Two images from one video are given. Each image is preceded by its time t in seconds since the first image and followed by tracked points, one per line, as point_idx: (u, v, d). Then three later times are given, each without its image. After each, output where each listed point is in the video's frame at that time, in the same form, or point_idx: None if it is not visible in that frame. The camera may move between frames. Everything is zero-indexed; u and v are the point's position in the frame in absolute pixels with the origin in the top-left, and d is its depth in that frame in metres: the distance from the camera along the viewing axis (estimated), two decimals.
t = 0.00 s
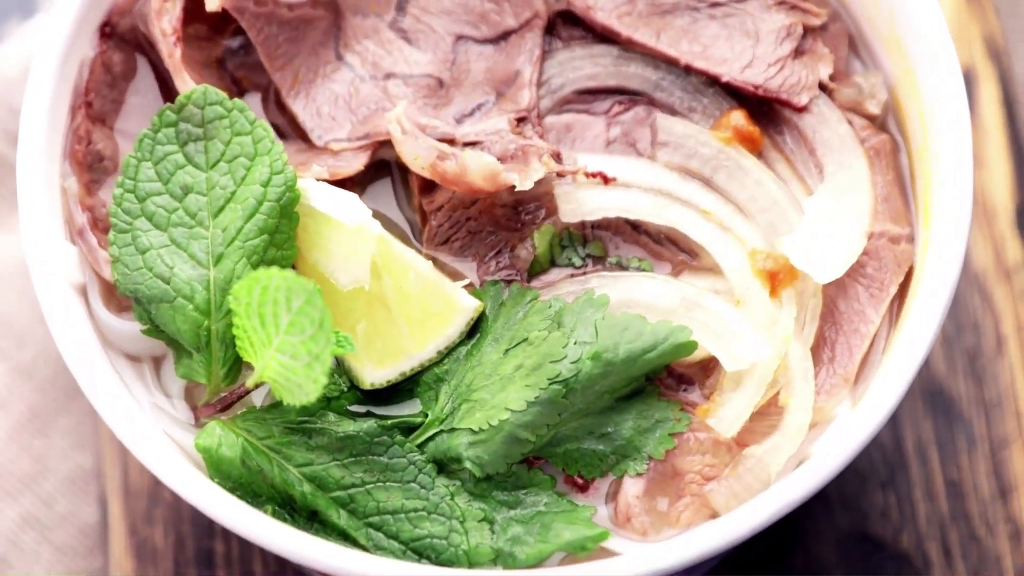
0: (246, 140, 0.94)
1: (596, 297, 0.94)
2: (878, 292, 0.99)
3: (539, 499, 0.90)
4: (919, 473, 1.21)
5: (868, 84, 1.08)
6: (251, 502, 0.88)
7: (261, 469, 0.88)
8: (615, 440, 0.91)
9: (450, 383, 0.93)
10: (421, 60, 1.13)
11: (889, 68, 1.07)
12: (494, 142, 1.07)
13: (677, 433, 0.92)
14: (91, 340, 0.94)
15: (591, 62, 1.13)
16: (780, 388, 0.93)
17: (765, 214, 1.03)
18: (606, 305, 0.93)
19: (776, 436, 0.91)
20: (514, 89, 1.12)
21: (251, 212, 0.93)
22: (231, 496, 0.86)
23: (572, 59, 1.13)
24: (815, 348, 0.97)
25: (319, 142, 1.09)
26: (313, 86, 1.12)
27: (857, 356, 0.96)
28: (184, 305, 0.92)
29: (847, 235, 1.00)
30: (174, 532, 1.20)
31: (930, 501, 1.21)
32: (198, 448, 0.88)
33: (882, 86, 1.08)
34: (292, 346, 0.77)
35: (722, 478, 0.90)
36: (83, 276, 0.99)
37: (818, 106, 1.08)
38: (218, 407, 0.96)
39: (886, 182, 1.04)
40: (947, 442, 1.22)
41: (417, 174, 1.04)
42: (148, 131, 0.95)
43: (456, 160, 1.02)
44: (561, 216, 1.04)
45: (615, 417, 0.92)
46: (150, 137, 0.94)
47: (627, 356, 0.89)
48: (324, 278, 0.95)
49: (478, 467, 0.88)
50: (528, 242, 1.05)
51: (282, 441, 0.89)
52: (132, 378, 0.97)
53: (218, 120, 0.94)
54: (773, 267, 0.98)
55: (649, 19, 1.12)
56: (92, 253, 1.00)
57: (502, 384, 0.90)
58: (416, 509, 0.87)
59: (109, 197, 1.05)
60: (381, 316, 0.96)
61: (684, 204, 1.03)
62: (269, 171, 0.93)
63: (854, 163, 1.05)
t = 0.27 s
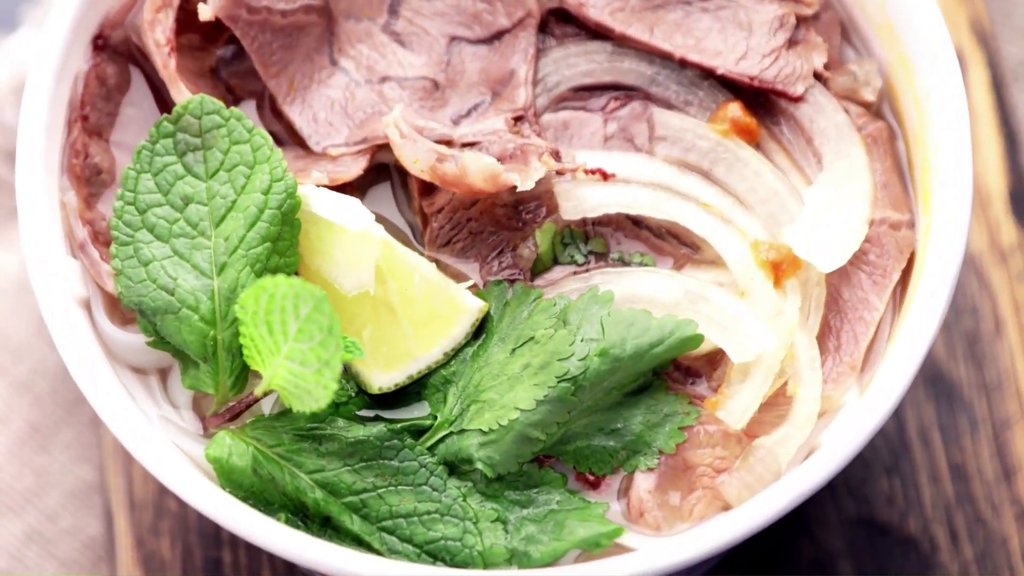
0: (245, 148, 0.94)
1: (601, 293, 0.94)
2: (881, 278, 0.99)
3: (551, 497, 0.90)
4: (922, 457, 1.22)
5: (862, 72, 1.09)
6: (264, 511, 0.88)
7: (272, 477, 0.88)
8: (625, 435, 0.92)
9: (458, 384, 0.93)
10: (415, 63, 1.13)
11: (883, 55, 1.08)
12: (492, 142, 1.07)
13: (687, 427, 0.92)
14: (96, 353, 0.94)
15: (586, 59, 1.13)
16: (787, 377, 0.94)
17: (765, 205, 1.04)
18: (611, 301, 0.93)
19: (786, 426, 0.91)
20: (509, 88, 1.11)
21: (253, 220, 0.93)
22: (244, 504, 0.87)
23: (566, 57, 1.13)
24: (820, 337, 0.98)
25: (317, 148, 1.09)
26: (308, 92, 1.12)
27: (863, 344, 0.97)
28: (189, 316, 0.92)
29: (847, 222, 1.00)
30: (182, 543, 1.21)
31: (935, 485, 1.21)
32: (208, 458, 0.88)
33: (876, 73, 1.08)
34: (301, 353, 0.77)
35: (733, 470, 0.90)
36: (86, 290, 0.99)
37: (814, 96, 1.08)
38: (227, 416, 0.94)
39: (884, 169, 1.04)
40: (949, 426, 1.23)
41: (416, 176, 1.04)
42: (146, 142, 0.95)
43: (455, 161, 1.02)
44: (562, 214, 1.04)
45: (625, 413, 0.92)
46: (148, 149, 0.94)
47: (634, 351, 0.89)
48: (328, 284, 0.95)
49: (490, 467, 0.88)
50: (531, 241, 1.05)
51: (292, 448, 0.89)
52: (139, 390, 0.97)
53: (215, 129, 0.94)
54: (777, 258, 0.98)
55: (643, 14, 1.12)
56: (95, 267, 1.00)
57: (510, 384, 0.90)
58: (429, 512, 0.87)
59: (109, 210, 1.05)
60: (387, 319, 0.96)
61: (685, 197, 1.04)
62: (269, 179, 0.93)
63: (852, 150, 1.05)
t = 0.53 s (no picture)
0: (244, 159, 0.94)
1: (605, 288, 0.95)
2: (883, 261, 1.00)
3: (567, 494, 0.90)
4: (926, 437, 1.22)
5: (854, 57, 1.09)
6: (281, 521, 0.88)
7: (288, 487, 0.88)
8: (637, 429, 0.92)
9: (468, 386, 0.93)
10: (408, 65, 1.13)
11: (874, 38, 1.08)
12: (489, 142, 1.07)
13: (699, 418, 0.92)
14: (104, 371, 0.93)
15: (579, 55, 1.13)
16: (796, 364, 0.94)
17: (765, 193, 1.04)
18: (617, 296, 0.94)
19: (798, 412, 0.92)
20: (504, 88, 1.12)
21: (256, 230, 0.92)
22: (261, 515, 0.87)
23: (559, 54, 1.13)
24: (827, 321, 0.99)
25: (315, 156, 1.09)
26: (303, 100, 1.12)
27: (870, 328, 0.98)
28: (196, 329, 0.91)
29: (848, 206, 1.01)
30: (192, 557, 1.22)
31: (940, 464, 1.22)
32: (223, 471, 0.88)
33: (868, 57, 1.08)
34: (313, 361, 0.77)
35: (747, 460, 0.91)
36: (91, 308, 0.98)
37: (808, 83, 1.08)
38: (238, 428, 0.95)
39: (881, 152, 1.05)
40: (951, 404, 1.23)
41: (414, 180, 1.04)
42: (144, 158, 0.95)
43: (455, 165, 1.01)
44: (563, 210, 1.04)
45: (636, 406, 0.92)
46: (146, 164, 0.94)
47: (643, 344, 0.90)
48: (333, 291, 0.95)
49: (504, 467, 0.89)
50: (533, 239, 1.05)
51: (306, 457, 0.89)
52: (148, 407, 0.96)
53: (213, 141, 0.94)
54: (779, 245, 0.98)
55: (634, 8, 1.12)
56: (98, 285, 0.99)
57: (521, 383, 0.90)
58: (446, 514, 0.87)
59: (108, 227, 1.04)
60: (395, 323, 0.96)
61: (684, 189, 1.04)
62: (269, 189, 0.93)
63: (849, 135, 1.05)
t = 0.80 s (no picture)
0: (243, 169, 0.94)
1: (611, 284, 0.95)
2: (886, 246, 1.01)
3: (581, 491, 0.90)
4: (929, 419, 1.23)
5: (847, 43, 1.09)
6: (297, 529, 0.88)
7: (302, 495, 0.88)
8: (648, 422, 0.92)
9: (477, 387, 0.93)
10: (403, 69, 1.12)
11: (865, 23, 1.08)
12: (487, 143, 1.07)
13: (709, 410, 0.92)
14: (111, 387, 0.93)
15: (572, 52, 1.13)
16: (804, 353, 0.95)
17: (765, 183, 1.05)
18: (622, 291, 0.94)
19: (808, 400, 0.92)
20: (499, 88, 1.11)
21: (259, 240, 0.92)
22: (277, 524, 0.87)
23: (552, 51, 1.13)
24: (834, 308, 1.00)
25: (313, 163, 1.09)
26: (297, 107, 1.11)
27: (875, 313, 0.98)
28: (203, 341, 0.91)
29: (848, 193, 1.01)
30: (201, 568, 1.22)
31: (944, 446, 1.22)
32: (236, 482, 0.88)
33: (861, 43, 1.08)
34: (325, 369, 0.77)
35: (759, 450, 0.91)
36: (96, 324, 0.98)
37: (802, 71, 1.09)
38: (250, 439, 0.94)
39: (877, 138, 1.05)
40: (953, 385, 1.24)
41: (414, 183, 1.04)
42: (142, 172, 0.95)
43: (455, 167, 1.01)
44: (564, 208, 1.04)
45: (646, 401, 0.92)
46: (146, 178, 0.94)
47: (651, 338, 0.90)
48: (339, 297, 0.95)
49: (518, 467, 0.89)
50: (535, 238, 1.05)
51: (319, 464, 0.89)
52: (158, 421, 0.96)
53: (211, 152, 0.94)
54: (783, 234, 0.99)
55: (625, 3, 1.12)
56: (102, 301, 0.99)
57: (531, 382, 0.90)
58: (461, 516, 0.87)
59: (108, 242, 1.04)
60: (402, 327, 0.96)
61: (684, 182, 1.04)
62: (271, 198, 0.93)
63: (846, 122, 1.06)
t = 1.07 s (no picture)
0: (243, 178, 0.93)
1: (615, 280, 0.95)
2: (886, 232, 1.01)
3: (593, 488, 0.90)
4: (933, 403, 1.23)
5: (839, 32, 1.09)
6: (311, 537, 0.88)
7: (315, 502, 0.88)
8: (657, 417, 0.92)
9: (485, 387, 0.93)
10: (399, 71, 1.12)
11: (857, 11, 1.08)
12: (485, 143, 1.07)
13: (718, 402, 0.93)
14: (119, 400, 0.93)
15: (566, 49, 1.13)
16: (810, 342, 0.95)
17: (764, 173, 1.05)
18: (626, 284, 0.95)
19: (815, 389, 0.93)
20: (494, 87, 1.11)
21: (262, 249, 0.92)
22: (292, 531, 0.87)
23: (546, 49, 1.13)
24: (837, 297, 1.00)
25: (312, 169, 1.09)
26: (293, 114, 1.11)
27: (879, 300, 0.98)
28: (209, 351, 0.91)
29: (847, 181, 1.02)
30: None
31: (947, 429, 1.23)
32: (248, 491, 0.88)
33: (853, 31, 1.08)
34: (335, 375, 0.77)
35: (769, 441, 0.92)
36: (101, 338, 0.98)
37: (796, 61, 1.09)
38: (259, 447, 0.95)
39: (873, 125, 1.05)
40: (953, 369, 1.24)
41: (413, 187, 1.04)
42: (141, 184, 0.94)
43: (455, 169, 1.02)
44: (566, 205, 1.04)
45: (654, 395, 0.93)
46: (145, 190, 0.93)
47: (657, 333, 0.90)
48: (343, 303, 0.95)
49: (529, 466, 0.89)
50: (536, 236, 1.06)
51: (330, 471, 0.89)
52: (167, 433, 0.96)
53: (210, 162, 0.93)
54: (784, 224, 0.99)
55: None
56: (107, 314, 0.99)
57: (539, 380, 0.91)
58: (475, 517, 0.87)
59: (110, 256, 1.04)
60: (408, 330, 0.96)
61: (683, 175, 1.04)
62: (272, 206, 0.93)
63: (842, 110, 1.06)
